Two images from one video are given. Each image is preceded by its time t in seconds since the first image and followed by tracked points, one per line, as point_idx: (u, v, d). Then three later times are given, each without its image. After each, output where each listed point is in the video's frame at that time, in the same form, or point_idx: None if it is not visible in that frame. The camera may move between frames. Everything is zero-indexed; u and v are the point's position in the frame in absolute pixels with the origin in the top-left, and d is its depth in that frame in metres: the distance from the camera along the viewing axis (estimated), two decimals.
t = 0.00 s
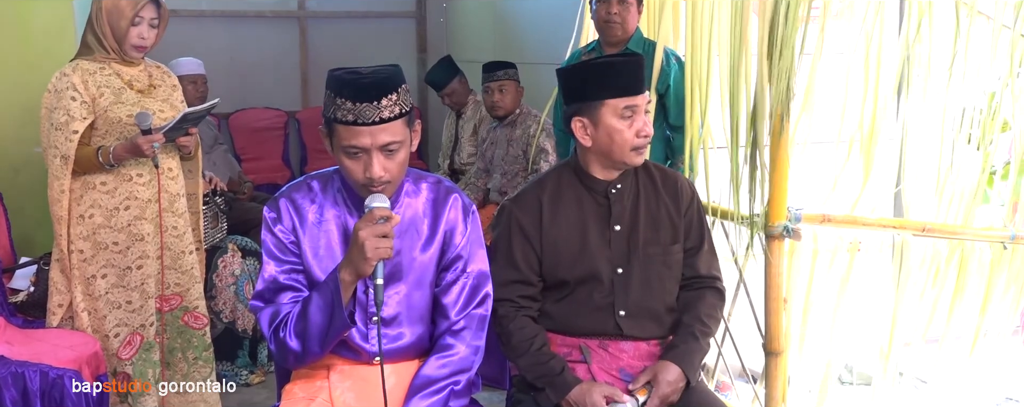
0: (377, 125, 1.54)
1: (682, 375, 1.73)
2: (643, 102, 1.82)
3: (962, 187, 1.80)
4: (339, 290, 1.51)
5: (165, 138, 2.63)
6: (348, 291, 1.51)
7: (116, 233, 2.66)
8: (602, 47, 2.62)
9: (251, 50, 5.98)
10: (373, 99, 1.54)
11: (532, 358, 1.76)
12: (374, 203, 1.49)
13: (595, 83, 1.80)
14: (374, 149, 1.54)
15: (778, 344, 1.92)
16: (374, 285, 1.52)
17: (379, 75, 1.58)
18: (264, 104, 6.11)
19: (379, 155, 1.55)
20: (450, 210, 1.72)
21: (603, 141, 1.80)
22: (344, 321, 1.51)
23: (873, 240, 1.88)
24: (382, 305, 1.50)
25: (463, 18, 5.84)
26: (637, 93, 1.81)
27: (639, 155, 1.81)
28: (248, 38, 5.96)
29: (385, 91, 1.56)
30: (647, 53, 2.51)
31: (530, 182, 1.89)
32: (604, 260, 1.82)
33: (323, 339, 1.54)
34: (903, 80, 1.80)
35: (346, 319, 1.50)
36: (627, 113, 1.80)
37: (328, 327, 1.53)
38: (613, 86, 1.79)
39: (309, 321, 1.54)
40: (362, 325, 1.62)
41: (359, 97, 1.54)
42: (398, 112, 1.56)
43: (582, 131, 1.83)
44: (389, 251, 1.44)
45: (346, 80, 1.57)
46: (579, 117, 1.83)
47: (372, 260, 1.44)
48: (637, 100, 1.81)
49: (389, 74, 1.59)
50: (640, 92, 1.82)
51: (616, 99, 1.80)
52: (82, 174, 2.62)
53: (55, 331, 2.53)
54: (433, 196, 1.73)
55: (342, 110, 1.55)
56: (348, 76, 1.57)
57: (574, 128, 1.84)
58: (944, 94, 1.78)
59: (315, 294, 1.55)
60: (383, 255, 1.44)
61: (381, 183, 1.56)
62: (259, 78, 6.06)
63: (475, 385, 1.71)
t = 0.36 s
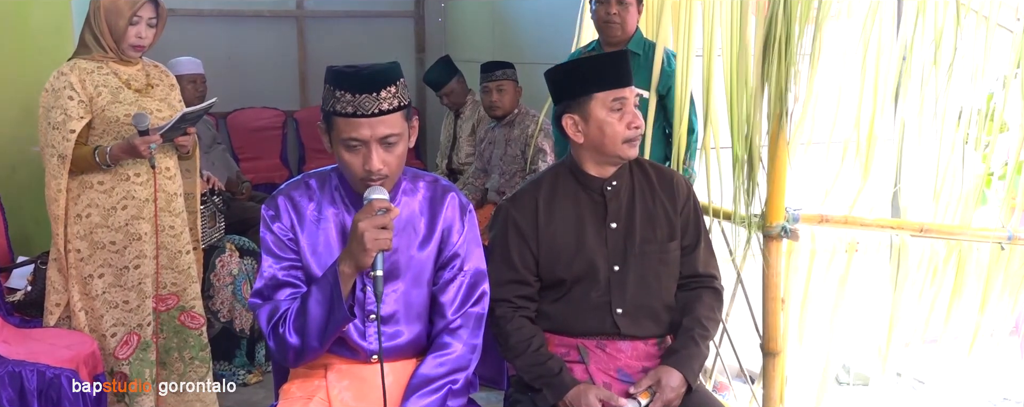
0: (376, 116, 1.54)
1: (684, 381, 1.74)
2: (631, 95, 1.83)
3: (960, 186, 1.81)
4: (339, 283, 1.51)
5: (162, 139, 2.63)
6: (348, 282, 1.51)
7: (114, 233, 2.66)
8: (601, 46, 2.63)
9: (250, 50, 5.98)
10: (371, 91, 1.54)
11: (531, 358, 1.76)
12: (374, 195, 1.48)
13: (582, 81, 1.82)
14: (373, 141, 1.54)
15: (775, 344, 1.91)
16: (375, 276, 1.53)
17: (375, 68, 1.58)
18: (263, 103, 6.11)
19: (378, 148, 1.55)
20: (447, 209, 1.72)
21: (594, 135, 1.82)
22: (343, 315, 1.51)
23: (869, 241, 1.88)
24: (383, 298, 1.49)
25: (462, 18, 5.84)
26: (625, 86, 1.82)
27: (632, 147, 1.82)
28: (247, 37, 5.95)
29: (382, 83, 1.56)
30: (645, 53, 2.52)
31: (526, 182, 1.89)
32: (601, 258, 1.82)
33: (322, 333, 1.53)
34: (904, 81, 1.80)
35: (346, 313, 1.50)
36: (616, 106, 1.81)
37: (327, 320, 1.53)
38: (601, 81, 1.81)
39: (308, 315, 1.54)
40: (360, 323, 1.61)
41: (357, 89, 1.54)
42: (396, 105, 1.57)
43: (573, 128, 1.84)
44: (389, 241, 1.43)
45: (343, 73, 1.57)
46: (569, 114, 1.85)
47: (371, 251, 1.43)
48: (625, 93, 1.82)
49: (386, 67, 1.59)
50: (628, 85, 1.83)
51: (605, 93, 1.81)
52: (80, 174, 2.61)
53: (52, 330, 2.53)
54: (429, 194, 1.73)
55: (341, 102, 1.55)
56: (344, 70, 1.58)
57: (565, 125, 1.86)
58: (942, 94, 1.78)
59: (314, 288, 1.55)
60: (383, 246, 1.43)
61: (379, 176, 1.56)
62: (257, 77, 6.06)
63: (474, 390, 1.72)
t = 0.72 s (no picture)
0: (377, 108, 1.55)
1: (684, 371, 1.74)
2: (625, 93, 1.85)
3: (961, 187, 1.80)
4: (340, 274, 1.51)
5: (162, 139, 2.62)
6: (348, 274, 1.51)
7: (114, 232, 2.66)
8: (603, 47, 2.62)
9: (250, 50, 5.98)
10: (372, 83, 1.55)
11: (530, 358, 1.76)
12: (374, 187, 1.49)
13: (575, 80, 1.84)
14: (374, 131, 1.54)
15: (775, 345, 1.91)
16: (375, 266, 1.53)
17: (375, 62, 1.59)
18: (263, 103, 6.11)
19: (379, 141, 1.55)
20: (448, 208, 1.73)
21: (588, 136, 1.83)
22: (343, 307, 1.51)
23: (874, 243, 1.90)
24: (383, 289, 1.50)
25: (462, 18, 5.83)
26: (616, 85, 1.85)
27: (627, 145, 1.82)
28: (247, 37, 5.96)
29: (384, 76, 1.57)
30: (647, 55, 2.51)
31: (525, 184, 1.89)
32: (599, 259, 1.82)
33: (322, 327, 1.53)
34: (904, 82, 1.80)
35: (346, 305, 1.50)
36: (610, 105, 1.83)
37: (327, 312, 1.53)
38: (593, 80, 1.83)
39: (309, 308, 1.54)
40: (360, 320, 1.61)
41: (358, 80, 1.55)
42: (397, 98, 1.57)
43: (568, 130, 1.86)
44: (389, 232, 1.43)
45: (344, 66, 1.58)
46: (563, 116, 1.87)
47: (371, 241, 1.43)
48: (617, 91, 1.84)
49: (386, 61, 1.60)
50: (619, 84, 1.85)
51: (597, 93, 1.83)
52: (80, 173, 2.61)
53: (52, 329, 2.53)
54: (430, 193, 1.73)
55: (342, 94, 1.55)
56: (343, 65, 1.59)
57: (559, 127, 1.87)
58: (942, 96, 1.78)
59: (314, 281, 1.55)
60: (383, 235, 1.43)
61: (379, 168, 1.55)
62: (258, 77, 6.06)
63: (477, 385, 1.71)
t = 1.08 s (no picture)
0: (377, 105, 1.55)
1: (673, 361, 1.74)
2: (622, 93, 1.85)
3: (960, 189, 1.80)
4: (341, 274, 1.51)
5: (162, 138, 2.62)
6: (348, 273, 1.51)
7: (113, 230, 2.66)
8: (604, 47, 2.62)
9: (251, 49, 5.98)
10: (373, 81, 1.55)
11: (529, 362, 1.75)
12: (374, 185, 1.49)
13: (570, 81, 1.85)
14: (374, 129, 1.54)
15: (775, 346, 1.91)
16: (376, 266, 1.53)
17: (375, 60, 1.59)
18: (264, 102, 6.11)
19: (380, 139, 1.55)
20: (451, 208, 1.73)
21: (585, 136, 1.83)
22: (344, 308, 1.51)
23: (872, 243, 1.90)
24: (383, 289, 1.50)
25: (463, 18, 5.83)
26: (610, 86, 1.84)
27: (626, 144, 1.82)
28: (248, 37, 5.96)
29: (384, 73, 1.57)
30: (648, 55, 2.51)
31: (525, 185, 1.89)
32: (598, 261, 1.82)
33: (323, 327, 1.53)
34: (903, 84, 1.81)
35: (346, 305, 1.50)
36: (607, 105, 1.83)
37: (328, 313, 1.53)
38: (585, 80, 1.83)
39: (309, 308, 1.54)
40: (361, 321, 1.62)
41: (359, 78, 1.55)
42: (397, 96, 1.57)
43: (565, 130, 1.86)
44: (388, 232, 1.43)
45: (345, 63, 1.58)
46: (561, 116, 1.87)
47: (371, 241, 1.43)
48: (612, 91, 1.84)
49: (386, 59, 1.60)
50: (613, 84, 1.84)
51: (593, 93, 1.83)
52: (79, 171, 2.61)
53: (52, 327, 2.53)
54: (432, 193, 1.73)
55: (343, 92, 1.56)
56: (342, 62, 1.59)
57: (557, 127, 1.88)
58: (943, 98, 1.79)
59: (315, 281, 1.54)
60: (382, 235, 1.43)
61: (380, 166, 1.55)
62: (258, 76, 6.06)
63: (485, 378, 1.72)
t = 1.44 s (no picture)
0: (372, 110, 1.54)
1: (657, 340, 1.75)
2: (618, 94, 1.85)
3: (959, 190, 1.81)
4: (339, 281, 1.51)
5: (161, 137, 2.62)
6: (346, 279, 1.51)
7: (111, 229, 2.66)
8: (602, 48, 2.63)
9: (250, 48, 5.98)
10: (366, 86, 1.55)
11: (532, 351, 1.75)
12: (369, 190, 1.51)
13: (567, 81, 1.85)
14: (369, 134, 1.54)
15: (774, 347, 1.93)
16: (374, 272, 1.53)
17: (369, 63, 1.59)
18: (263, 102, 6.11)
19: (375, 143, 1.55)
20: (450, 208, 1.73)
21: (582, 135, 1.83)
22: (343, 313, 1.51)
23: (869, 244, 1.89)
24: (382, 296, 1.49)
25: (463, 18, 5.83)
26: (608, 85, 1.84)
27: (623, 142, 1.82)
28: (247, 36, 5.96)
29: (378, 77, 1.56)
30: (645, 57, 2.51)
31: (522, 186, 1.88)
32: (596, 262, 1.82)
33: (322, 332, 1.53)
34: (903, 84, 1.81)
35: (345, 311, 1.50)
36: (603, 104, 1.83)
37: (326, 318, 1.52)
38: (582, 80, 1.83)
39: (308, 314, 1.54)
40: (360, 324, 1.61)
41: (352, 83, 1.55)
42: (391, 99, 1.57)
43: (562, 129, 1.86)
44: (386, 238, 1.43)
45: (337, 68, 1.57)
46: (558, 115, 1.87)
47: (369, 248, 1.43)
48: (610, 90, 1.84)
49: (380, 62, 1.60)
50: (611, 83, 1.84)
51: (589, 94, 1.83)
52: (78, 170, 2.61)
53: (51, 326, 2.53)
54: (431, 193, 1.73)
55: (336, 97, 1.55)
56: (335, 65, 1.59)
57: (554, 127, 1.88)
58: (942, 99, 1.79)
59: (313, 286, 1.54)
60: (380, 241, 1.43)
61: (376, 171, 1.55)
62: (257, 76, 6.06)
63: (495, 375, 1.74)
